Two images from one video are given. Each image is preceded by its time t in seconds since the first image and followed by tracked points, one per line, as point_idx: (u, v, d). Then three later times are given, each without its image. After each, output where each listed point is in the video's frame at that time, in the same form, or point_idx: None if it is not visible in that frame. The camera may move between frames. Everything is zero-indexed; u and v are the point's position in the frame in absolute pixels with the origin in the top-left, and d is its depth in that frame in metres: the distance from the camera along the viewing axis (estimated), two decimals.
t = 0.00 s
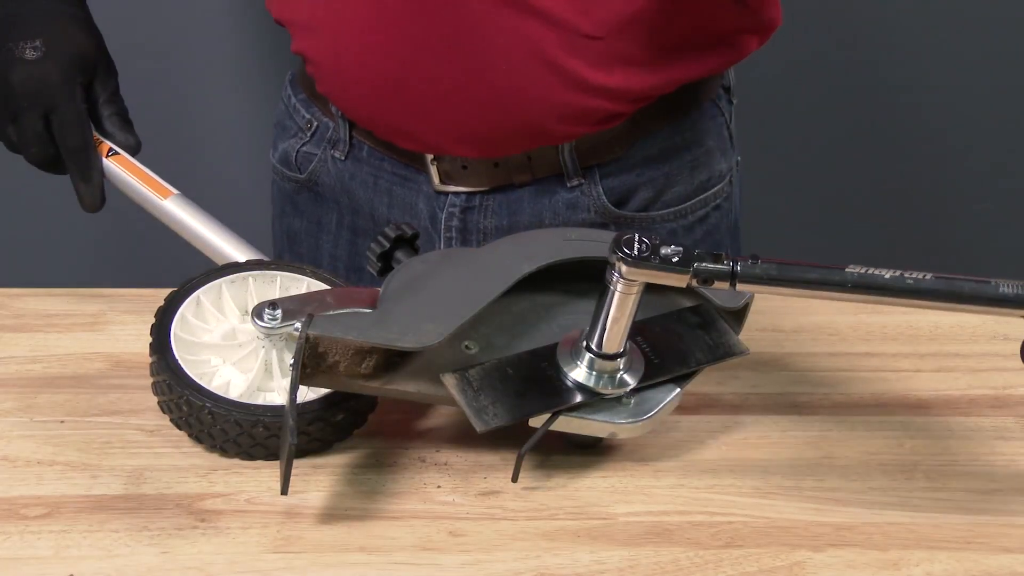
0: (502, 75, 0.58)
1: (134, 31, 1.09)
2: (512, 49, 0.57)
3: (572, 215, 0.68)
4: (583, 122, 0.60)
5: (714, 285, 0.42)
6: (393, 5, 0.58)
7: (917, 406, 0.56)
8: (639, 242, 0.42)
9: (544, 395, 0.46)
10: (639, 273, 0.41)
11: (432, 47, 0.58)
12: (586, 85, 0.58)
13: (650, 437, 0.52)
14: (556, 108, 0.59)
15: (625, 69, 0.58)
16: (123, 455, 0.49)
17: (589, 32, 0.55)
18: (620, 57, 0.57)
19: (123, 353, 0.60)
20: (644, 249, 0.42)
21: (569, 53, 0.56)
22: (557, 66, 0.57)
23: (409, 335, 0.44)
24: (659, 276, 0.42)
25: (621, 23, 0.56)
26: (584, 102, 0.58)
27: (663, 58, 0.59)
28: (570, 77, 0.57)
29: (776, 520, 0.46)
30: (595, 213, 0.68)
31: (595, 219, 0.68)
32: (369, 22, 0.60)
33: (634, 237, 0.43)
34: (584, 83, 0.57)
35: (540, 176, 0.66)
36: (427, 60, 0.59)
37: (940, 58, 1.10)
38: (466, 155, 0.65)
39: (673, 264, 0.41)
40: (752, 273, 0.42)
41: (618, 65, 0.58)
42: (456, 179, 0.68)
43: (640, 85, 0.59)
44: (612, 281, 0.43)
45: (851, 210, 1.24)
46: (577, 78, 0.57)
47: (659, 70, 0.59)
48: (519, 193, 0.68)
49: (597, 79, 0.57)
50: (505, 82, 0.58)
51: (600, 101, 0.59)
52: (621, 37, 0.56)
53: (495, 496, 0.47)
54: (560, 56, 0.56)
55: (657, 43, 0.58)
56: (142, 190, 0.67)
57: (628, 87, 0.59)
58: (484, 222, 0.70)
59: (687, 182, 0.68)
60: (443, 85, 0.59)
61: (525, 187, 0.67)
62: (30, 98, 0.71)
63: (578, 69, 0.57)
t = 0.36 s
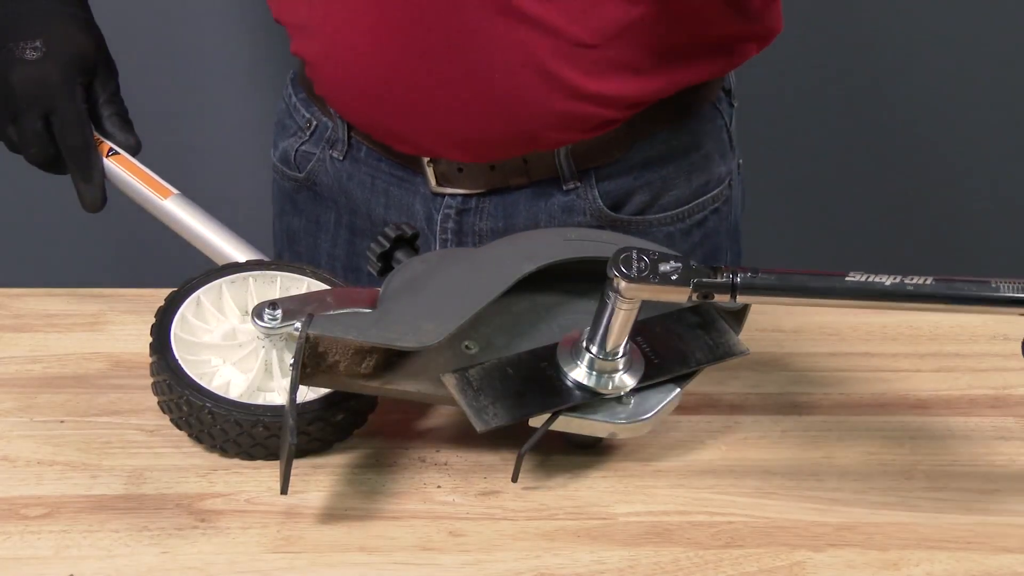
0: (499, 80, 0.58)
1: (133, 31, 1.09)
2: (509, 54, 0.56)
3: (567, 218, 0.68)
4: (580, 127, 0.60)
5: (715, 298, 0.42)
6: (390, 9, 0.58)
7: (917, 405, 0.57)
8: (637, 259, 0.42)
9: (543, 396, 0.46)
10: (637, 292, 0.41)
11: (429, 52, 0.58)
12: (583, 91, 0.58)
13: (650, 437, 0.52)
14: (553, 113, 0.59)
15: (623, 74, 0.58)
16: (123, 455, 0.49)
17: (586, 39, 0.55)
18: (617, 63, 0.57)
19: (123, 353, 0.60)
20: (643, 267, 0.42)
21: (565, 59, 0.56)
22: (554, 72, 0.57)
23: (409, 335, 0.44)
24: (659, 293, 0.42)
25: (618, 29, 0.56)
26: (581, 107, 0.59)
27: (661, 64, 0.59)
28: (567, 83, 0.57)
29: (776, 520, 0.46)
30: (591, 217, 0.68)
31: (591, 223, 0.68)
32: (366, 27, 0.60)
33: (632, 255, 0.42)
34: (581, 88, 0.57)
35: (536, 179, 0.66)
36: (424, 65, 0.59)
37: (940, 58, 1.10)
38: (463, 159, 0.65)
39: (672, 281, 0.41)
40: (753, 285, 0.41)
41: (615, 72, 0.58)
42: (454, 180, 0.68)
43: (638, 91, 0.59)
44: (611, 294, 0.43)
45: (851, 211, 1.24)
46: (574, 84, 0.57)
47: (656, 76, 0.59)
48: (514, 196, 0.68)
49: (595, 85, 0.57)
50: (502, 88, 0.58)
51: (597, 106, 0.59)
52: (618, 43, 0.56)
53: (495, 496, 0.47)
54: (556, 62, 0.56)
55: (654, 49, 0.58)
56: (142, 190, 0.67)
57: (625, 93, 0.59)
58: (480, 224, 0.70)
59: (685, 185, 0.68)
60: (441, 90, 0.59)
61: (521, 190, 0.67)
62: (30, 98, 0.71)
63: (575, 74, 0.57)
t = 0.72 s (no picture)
0: (498, 80, 0.58)
1: (133, 32, 1.09)
2: (508, 54, 0.57)
3: (567, 218, 0.67)
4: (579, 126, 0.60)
5: (719, 279, 0.43)
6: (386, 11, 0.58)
7: (917, 405, 0.56)
8: (642, 248, 0.42)
9: (544, 395, 0.46)
10: (647, 280, 0.41)
11: (427, 53, 0.58)
12: (581, 90, 0.58)
13: (650, 437, 0.52)
14: (552, 113, 0.59)
15: (620, 73, 0.58)
16: (123, 455, 0.49)
17: (583, 38, 0.56)
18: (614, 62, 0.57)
19: (123, 353, 0.60)
20: (649, 255, 0.42)
21: (563, 58, 0.56)
22: (552, 71, 0.57)
23: (409, 335, 0.44)
24: (665, 279, 0.42)
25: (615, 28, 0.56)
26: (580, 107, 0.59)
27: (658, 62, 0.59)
28: (565, 82, 0.57)
29: (776, 520, 0.46)
30: (591, 217, 0.67)
31: (590, 222, 0.68)
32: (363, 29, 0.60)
33: (636, 244, 0.42)
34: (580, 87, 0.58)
35: (535, 179, 0.66)
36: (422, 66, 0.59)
37: (939, 59, 1.10)
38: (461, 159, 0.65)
39: (679, 267, 0.41)
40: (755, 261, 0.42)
41: (613, 70, 0.58)
42: (454, 181, 0.68)
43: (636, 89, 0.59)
44: (614, 286, 0.43)
45: (851, 211, 1.24)
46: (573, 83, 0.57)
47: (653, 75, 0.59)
48: (514, 196, 0.68)
49: (594, 85, 0.58)
50: (501, 88, 0.58)
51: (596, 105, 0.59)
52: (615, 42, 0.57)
53: (495, 496, 0.47)
54: (555, 61, 0.56)
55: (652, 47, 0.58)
56: (142, 190, 0.67)
57: (624, 91, 0.59)
58: (479, 225, 0.70)
59: (684, 184, 0.68)
60: (439, 91, 0.59)
61: (520, 190, 0.67)
62: (31, 98, 0.71)
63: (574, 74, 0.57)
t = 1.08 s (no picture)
0: (495, 75, 0.58)
1: (132, 31, 1.09)
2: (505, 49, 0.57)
3: (563, 215, 0.67)
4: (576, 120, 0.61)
5: (710, 262, 0.43)
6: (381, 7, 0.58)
7: (917, 405, 0.56)
8: (632, 241, 0.42)
9: (544, 396, 0.46)
10: (640, 272, 0.42)
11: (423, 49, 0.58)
12: (578, 83, 0.58)
13: (650, 437, 0.52)
14: (549, 107, 0.59)
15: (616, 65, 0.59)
16: (123, 455, 0.49)
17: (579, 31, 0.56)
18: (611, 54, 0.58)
19: (123, 353, 0.60)
20: (639, 247, 0.42)
21: (560, 52, 0.57)
22: (550, 64, 0.57)
23: (409, 335, 0.44)
24: (657, 269, 0.42)
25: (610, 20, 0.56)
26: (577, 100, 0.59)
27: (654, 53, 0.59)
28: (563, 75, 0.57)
29: (776, 520, 0.46)
30: (586, 213, 0.67)
31: (586, 219, 0.68)
32: (357, 27, 0.60)
33: (626, 237, 0.43)
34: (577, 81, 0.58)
35: (531, 177, 0.66)
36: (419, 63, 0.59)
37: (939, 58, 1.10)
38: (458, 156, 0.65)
39: (669, 255, 0.42)
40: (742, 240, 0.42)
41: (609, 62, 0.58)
42: (451, 179, 0.68)
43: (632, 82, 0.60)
44: (607, 282, 0.43)
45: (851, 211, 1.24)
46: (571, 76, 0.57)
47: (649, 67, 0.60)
48: (509, 193, 0.68)
49: (591, 77, 0.58)
50: (498, 84, 0.58)
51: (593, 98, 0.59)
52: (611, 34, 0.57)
53: (495, 496, 0.47)
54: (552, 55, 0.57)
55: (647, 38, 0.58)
56: (142, 190, 0.67)
57: (620, 84, 0.59)
58: (475, 222, 0.69)
59: (678, 180, 0.68)
60: (435, 87, 0.59)
61: (515, 187, 0.67)
62: (30, 97, 0.71)
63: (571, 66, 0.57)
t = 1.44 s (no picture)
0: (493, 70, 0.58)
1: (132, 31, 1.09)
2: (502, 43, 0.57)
3: (559, 211, 0.68)
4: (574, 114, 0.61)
5: (706, 254, 0.44)
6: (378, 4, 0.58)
7: (917, 405, 0.56)
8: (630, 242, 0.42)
9: (545, 397, 0.46)
10: (639, 272, 0.42)
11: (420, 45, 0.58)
12: (575, 76, 0.58)
13: (650, 437, 0.52)
14: (547, 101, 0.59)
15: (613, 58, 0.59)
16: (123, 455, 0.49)
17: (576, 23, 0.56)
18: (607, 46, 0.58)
19: (123, 354, 0.60)
20: (637, 247, 0.42)
21: (557, 45, 0.57)
22: (547, 58, 0.57)
23: (410, 335, 0.44)
24: (656, 267, 0.42)
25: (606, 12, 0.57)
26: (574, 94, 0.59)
27: (650, 46, 0.60)
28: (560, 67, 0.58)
29: (776, 520, 0.46)
30: (582, 209, 0.67)
31: (583, 215, 0.68)
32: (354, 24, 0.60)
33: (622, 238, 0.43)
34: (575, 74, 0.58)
35: (528, 173, 0.66)
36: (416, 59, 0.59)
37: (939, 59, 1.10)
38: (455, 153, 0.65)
39: (667, 252, 0.42)
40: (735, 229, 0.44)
41: (605, 54, 0.59)
42: (449, 178, 0.68)
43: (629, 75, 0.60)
44: (606, 282, 0.43)
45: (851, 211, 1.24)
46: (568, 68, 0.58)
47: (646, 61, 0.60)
48: (506, 189, 0.68)
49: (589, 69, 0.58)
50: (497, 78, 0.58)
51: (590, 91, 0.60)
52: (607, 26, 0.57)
53: (495, 496, 0.47)
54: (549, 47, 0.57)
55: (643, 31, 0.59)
56: (143, 190, 0.67)
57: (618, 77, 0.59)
58: (472, 219, 0.69)
59: (673, 177, 0.68)
60: (433, 83, 0.59)
61: (512, 182, 0.67)
62: (31, 97, 0.71)
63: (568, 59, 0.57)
